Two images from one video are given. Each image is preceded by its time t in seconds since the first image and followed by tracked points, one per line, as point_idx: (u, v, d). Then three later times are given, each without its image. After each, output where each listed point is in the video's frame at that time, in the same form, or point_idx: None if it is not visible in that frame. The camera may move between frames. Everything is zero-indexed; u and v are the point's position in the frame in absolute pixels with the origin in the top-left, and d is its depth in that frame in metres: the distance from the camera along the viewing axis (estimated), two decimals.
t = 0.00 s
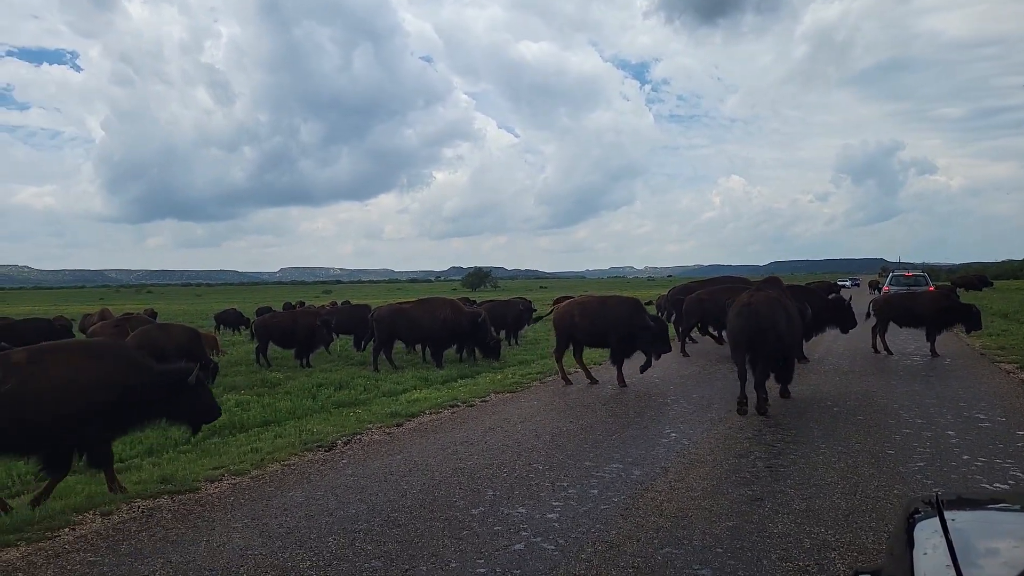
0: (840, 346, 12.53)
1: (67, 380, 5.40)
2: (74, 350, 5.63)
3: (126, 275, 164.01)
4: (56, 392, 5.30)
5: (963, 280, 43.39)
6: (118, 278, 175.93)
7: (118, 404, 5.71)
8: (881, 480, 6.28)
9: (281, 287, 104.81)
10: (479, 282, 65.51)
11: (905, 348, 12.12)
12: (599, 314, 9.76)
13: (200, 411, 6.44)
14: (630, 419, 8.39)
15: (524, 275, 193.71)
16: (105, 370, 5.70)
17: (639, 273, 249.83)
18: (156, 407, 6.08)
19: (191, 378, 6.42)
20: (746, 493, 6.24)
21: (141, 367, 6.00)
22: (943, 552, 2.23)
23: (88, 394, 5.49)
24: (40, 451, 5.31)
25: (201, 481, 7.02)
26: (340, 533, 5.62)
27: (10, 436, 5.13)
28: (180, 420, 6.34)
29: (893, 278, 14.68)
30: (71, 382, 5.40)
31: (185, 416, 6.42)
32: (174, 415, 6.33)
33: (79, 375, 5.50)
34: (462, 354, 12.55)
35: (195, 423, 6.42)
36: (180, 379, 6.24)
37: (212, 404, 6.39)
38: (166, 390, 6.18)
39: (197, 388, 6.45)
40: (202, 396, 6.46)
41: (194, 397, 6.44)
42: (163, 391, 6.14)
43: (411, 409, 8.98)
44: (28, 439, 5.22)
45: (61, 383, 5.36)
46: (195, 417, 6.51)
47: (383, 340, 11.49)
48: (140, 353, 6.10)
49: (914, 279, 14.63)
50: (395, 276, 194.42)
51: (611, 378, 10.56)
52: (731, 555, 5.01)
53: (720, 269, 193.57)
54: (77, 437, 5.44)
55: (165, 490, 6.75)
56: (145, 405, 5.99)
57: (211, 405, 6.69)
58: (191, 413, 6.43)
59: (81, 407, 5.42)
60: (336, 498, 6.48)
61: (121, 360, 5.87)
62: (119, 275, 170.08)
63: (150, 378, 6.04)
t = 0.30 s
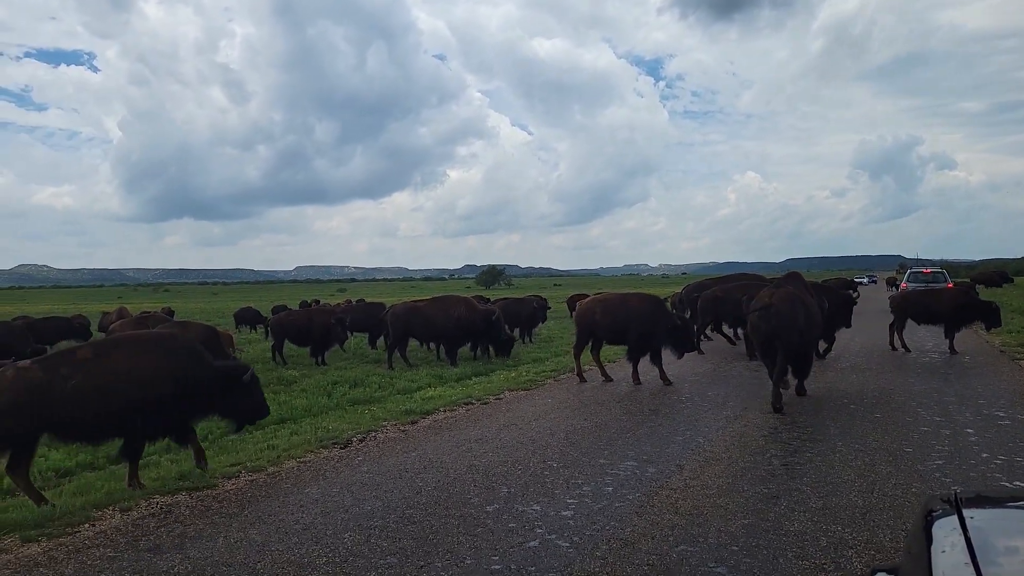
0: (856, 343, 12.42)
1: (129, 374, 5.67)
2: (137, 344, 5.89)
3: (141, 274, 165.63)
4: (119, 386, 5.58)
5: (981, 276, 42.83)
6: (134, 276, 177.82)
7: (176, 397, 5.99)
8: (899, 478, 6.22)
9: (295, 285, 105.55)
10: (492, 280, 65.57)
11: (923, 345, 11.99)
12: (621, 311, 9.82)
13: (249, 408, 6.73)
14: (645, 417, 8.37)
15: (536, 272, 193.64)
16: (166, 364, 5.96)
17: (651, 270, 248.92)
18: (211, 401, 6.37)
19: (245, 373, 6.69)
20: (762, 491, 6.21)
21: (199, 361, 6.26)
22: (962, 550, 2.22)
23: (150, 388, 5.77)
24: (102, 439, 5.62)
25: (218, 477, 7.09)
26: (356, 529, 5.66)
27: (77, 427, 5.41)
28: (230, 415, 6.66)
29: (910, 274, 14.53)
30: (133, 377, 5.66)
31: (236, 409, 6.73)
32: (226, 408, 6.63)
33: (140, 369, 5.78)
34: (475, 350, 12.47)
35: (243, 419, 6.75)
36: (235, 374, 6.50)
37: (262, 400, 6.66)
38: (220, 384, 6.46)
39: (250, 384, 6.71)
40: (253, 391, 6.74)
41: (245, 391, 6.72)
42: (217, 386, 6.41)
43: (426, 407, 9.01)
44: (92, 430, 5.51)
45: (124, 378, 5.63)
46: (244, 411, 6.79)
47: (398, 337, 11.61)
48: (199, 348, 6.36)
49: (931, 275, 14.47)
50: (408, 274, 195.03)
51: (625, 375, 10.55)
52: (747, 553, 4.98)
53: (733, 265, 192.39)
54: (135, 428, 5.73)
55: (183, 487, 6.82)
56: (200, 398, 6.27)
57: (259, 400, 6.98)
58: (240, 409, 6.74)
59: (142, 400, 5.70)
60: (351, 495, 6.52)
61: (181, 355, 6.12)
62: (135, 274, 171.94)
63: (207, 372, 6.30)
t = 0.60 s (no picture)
0: (875, 342, 12.27)
1: (185, 362, 5.87)
2: (191, 335, 6.11)
3: (159, 273, 167.50)
4: (176, 373, 5.77)
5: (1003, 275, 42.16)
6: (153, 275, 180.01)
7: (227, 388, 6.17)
8: (917, 479, 6.15)
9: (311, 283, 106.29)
10: (507, 278, 65.60)
11: (944, 344, 11.81)
12: (644, 309, 9.77)
13: (295, 402, 6.82)
14: (659, 415, 8.34)
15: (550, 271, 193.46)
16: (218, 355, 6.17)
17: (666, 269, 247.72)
18: (260, 393, 6.53)
19: (291, 368, 6.87)
20: (778, 491, 6.17)
21: (248, 355, 6.47)
22: (983, 553, 2.18)
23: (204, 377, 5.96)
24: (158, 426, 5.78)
25: (234, 473, 7.16)
26: (369, 527, 5.68)
27: (136, 411, 5.58)
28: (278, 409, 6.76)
29: (930, 273, 14.34)
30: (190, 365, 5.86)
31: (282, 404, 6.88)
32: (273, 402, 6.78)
33: (195, 359, 5.99)
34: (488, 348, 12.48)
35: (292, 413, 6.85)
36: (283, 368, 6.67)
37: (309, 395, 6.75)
38: (268, 378, 6.63)
39: (294, 379, 6.82)
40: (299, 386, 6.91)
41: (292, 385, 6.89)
42: (265, 379, 6.58)
43: (440, 405, 9.04)
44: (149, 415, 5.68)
45: (180, 366, 5.83)
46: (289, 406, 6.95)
47: (412, 335, 11.68)
48: (248, 342, 6.56)
49: (952, 274, 14.27)
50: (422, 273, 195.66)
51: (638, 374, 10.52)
52: (762, 554, 4.95)
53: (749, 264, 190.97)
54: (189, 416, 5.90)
55: (200, 483, 6.89)
56: (249, 389, 6.45)
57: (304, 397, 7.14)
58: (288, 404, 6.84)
59: (196, 387, 5.89)
60: (365, 492, 6.55)
61: (232, 348, 6.34)
62: (154, 272, 174.09)
63: (256, 365, 6.50)
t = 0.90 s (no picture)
0: (894, 342, 12.13)
1: (236, 356, 6.10)
2: (240, 330, 6.36)
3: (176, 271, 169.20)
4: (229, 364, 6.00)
5: None
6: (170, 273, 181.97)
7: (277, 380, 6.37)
8: (938, 481, 6.07)
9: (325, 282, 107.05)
10: (521, 276, 65.64)
11: (966, 344, 11.66)
12: (668, 309, 9.76)
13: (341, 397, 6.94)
14: (675, 415, 8.31)
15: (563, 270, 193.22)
16: (268, 348, 6.40)
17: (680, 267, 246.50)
18: (308, 386, 6.71)
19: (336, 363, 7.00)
20: (796, 491, 6.13)
21: (296, 348, 6.68)
22: (1005, 555, 2.15)
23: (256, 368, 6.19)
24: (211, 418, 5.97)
25: (252, 471, 7.22)
26: (386, 525, 5.71)
27: (191, 402, 5.79)
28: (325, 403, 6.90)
29: (951, 272, 14.16)
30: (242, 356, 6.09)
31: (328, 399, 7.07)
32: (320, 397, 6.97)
33: (245, 352, 6.21)
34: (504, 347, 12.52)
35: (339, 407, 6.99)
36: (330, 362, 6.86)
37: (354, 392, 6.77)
38: (314, 373, 6.78)
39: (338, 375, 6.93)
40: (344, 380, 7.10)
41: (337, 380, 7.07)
42: (313, 373, 6.77)
43: (455, 404, 9.07)
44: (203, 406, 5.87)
45: (232, 358, 6.05)
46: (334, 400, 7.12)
47: (429, 334, 11.72)
48: (296, 337, 6.77)
49: (974, 272, 14.08)
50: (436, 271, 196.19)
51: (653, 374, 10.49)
52: (780, 555, 4.91)
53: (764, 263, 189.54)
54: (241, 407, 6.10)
55: (218, 480, 6.95)
56: (296, 383, 6.61)
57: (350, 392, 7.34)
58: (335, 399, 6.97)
59: (247, 379, 6.12)
60: (382, 490, 6.57)
61: (281, 342, 6.57)
62: (171, 271, 176.03)
63: (304, 359, 6.70)
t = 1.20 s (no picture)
0: (913, 342, 12.01)
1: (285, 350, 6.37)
2: (289, 327, 6.62)
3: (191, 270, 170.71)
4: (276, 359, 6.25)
5: None
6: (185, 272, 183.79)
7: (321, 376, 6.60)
8: (958, 482, 6.01)
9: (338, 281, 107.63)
10: (535, 275, 65.63)
11: (986, 344, 11.52)
12: (688, 307, 9.73)
13: (383, 394, 7.14)
14: (691, 414, 8.29)
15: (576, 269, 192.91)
16: (315, 345, 6.65)
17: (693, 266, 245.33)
18: (351, 382, 6.93)
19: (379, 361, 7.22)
20: (813, 491, 6.10)
21: (341, 347, 6.92)
22: None
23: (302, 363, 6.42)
24: (258, 409, 6.19)
25: (270, 468, 7.27)
26: (402, 522, 5.73)
27: (240, 392, 6.03)
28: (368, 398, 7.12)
29: (972, 272, 14.00)
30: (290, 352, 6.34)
31: (370, 396, 7.29)
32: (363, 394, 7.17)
33: (293, 347, 6.48)
34: (519, 347, 12.48)
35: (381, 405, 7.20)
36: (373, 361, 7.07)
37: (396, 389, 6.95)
38: (358, 369, 7.00)
39: (382, 371, 7.13)
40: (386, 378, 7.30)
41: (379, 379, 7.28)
42: (356, 371, 6.98)
43: (471, 402, 9.08)
44: (250, 397, 6.11)
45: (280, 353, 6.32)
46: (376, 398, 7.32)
47: (444, 333, 11.77)
48: (340, 335, 7.03)
49: (995, 272, 13.92)
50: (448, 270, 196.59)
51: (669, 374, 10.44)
52: (798, 555, 4.89)
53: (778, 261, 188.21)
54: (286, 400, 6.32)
55: (236, 477, 7.01)
56: (340, 379, 6.83)
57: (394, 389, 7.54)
58: (378, 396, 7.18)
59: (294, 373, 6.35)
60: (398, 488, 6.59)
61: (328, 340, 6.81)
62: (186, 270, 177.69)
63: (348, 357, 6.93)
